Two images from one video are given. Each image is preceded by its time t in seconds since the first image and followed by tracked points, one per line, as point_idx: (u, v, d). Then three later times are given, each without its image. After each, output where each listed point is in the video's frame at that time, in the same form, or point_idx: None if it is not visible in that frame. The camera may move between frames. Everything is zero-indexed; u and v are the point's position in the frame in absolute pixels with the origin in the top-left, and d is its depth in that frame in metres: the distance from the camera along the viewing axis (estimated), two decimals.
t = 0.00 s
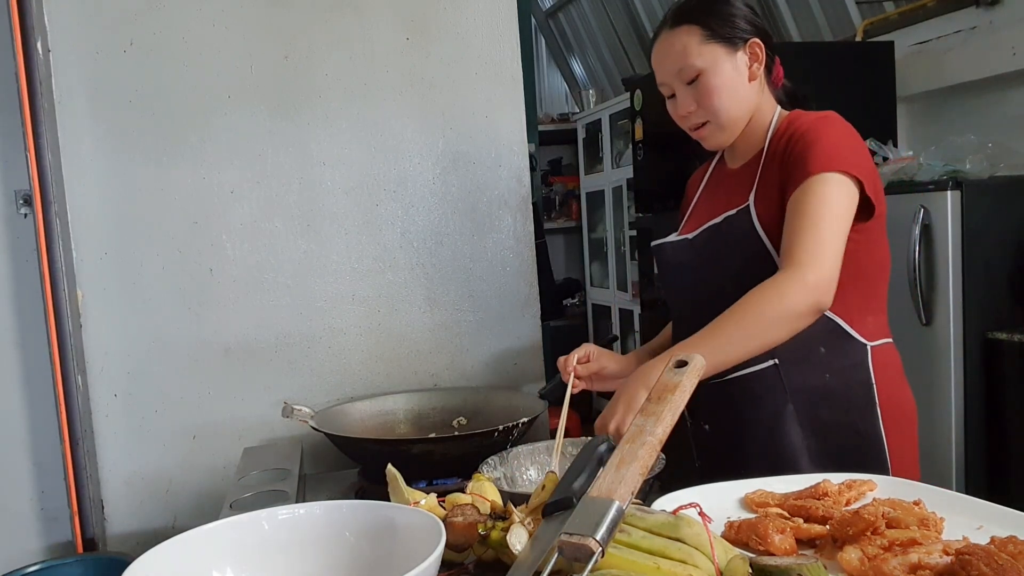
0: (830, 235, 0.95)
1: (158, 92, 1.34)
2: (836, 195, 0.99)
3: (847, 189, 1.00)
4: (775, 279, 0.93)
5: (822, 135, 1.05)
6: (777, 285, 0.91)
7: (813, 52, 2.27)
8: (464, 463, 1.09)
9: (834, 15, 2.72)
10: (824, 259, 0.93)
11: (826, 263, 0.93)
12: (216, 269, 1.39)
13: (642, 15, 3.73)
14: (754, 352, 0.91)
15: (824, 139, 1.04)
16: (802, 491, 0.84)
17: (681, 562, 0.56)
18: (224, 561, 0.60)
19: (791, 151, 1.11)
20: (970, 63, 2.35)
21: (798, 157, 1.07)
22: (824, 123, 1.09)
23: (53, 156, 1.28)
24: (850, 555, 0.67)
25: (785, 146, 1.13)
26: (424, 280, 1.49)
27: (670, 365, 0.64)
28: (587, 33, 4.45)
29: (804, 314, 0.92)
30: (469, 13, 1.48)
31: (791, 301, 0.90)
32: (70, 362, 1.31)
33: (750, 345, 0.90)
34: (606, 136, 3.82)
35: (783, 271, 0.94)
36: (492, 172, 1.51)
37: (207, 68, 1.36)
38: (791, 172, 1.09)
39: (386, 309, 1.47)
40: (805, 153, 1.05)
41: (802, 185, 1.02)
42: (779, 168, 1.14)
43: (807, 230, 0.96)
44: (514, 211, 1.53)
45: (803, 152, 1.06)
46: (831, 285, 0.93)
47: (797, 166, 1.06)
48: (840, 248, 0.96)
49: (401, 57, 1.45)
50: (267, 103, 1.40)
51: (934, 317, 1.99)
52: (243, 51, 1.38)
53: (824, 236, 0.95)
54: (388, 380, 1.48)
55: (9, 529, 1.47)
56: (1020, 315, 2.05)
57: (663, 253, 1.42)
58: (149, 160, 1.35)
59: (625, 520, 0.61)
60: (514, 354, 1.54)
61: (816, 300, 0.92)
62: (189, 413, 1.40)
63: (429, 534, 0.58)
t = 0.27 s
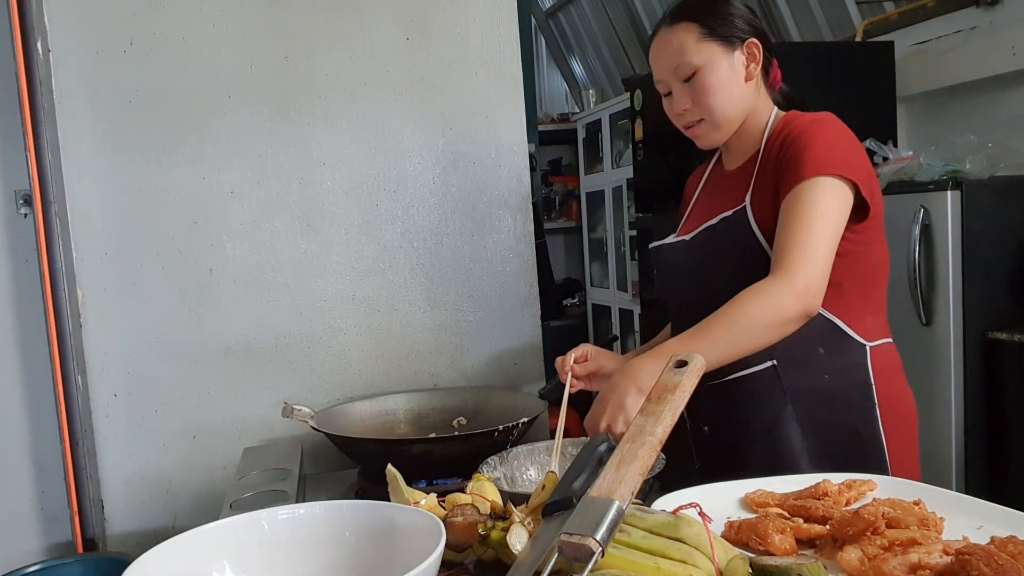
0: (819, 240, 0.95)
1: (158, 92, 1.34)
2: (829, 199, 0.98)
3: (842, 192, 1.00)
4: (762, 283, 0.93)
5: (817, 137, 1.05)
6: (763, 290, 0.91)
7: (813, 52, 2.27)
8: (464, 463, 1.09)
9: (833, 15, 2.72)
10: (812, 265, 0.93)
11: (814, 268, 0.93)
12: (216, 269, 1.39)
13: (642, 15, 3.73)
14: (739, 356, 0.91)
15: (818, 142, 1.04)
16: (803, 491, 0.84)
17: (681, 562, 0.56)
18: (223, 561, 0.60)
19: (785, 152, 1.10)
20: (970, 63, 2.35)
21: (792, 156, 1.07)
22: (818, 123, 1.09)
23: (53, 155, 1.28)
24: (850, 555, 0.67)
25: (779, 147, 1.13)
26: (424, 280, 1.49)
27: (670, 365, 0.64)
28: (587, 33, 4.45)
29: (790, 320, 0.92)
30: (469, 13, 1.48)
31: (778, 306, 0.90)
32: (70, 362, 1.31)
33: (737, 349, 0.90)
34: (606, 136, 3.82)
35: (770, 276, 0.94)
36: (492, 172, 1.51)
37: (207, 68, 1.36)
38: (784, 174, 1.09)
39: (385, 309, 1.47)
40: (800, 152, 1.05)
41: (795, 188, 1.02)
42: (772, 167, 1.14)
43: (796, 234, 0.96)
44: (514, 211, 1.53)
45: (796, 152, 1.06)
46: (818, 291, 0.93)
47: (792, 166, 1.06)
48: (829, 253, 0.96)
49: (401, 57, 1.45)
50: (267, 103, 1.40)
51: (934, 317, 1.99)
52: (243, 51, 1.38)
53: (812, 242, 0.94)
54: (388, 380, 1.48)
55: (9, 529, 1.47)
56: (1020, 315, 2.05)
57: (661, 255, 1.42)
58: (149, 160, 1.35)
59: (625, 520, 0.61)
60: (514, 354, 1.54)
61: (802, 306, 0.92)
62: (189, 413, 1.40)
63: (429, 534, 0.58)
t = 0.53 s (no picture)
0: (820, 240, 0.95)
1: (157, 92, 1.34)
2: (829, 200, 0.99)
3: (841, 193, 1.00)
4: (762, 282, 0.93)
5: (815, 138, 1.05)
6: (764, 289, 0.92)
7: (813, 53, 2.27)
8: (464, 463, 1.09)
9: (833, 15, 2.72)
10: (813, 264, 0.93)
11: (814, 268, 0.93)
12: (217, 269, 1.39)
13: (642, 15, 3.73)
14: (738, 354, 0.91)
15: (817, 142, 1.04)
16: (802, 491, 0.84)
17: (681, 562, 0.56)
18: (223, 561, 0.60)
19: (781, 152, 1.10)
20: (970, 63, 2.36)
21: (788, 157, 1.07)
22: (814, 124, 1.09)
23: (53, 155, 1.28)
24: (850, 555, 0.67)
25: (775, 148, 1.13)
26: (424, 280, 1.49)
27: (670, 365, 0.64)
28: (587, 33, 4.45)
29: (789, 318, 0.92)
30: (469, 13, 1.48)
31: (778, 305, 0.90)
32: (70, 361, 1.32)
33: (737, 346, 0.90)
34: (606, 136, 3.82)
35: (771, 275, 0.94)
36: (492, 172, 1.51)
37: (207, 68, 1.36)
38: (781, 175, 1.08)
39: (385, 309, 1.47)
40: (796, 153, 1.05)
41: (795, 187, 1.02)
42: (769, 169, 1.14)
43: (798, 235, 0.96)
44: (514, 211, 1.53)
45: (793, 152, 1.06)
46: (817, 291, 0.94)
47: (788, 167, 1.06)
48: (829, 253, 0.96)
49: (401, 57, 1.45)
50: (267, 103, 1.40)
51: (934, 317, 1.99)
52: (243, 51, 1.38)
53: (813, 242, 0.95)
54: (388, 380, 1.48)
55: (9, 529, 1.47)
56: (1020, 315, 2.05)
57: (660, 256, 1.42)
58: (149, 160, 1.35)
59: (625, 520, 0.61)
60: (514, 353, 1.54)
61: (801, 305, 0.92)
62: (189, 413, 1.40)
63: (429, 534, 0.58)
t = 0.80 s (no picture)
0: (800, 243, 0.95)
1: (157, 92, 1.34)
2: (817, 201, 0.99)
3: (834, 193, 1.01)
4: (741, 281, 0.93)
5: (813, 139, 1.05)
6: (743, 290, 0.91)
7: (813, 53, 2.27)
8: (464, 463, 1.09)
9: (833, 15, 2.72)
10: (792, 264, 0.93)
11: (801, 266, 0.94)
12: (217, 269, 1.39)
13: (642, 15, 3.73)
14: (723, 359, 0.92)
15: (815, 143, 1.04)
16: (803, 491, 0.84)
17: (681, 562, 0.56)
18: (223, 561, 0.60)
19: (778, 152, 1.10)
20: (970, 63, 2.36)
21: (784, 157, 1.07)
22: (810, 125, 1.09)
23: (54, 155, 1.28)
24: (850, 555, 0.67)
25: (773, 148, 1.13)
26: (424, 280, 1.49)
27: (670, 365, 0.64)
28: (587, 33, 4.45)
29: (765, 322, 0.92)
30: (469, 13, 1.48)
31: (754, 308, 0.90)
32: (70, 361, 1.32)
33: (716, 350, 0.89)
34: (606, 136, 3.82)
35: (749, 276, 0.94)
36: (492, 172, 1.51)
37: (207, 68, 1.36)
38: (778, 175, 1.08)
39: (385, 309, 1.47)
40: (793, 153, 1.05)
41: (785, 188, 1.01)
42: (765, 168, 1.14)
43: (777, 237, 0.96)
44: (514, 211, 1.53)
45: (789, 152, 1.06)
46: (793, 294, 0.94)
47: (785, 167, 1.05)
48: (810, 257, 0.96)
49: (401, 57, 1.45)
50: (267, 103, 1.40)
51: (934, 317, 1.99)
52: (243, 51, 1.38)
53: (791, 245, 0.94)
54: (388, 380, 1.48)
55: (9, 529, 1.47)
56: (1020, 315, 2.05)
57: (660, 257, 1.42)
58: (150, 160, 1.35)
59: (625, 520, 0.61)
60: (514, 353, 1.54)
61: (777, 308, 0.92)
62: (189, 413, 1.40)
63: (429, 534, 0.59)
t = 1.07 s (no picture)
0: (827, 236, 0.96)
1: (158, 92, 1.34)
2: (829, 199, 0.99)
3: (841, 191, 1.01)
4: (772, 285, 0.94)
5: (814, 140, 1.05)
6: (775, 290, 0.92)
7: (813, 53, 2.27)
8: (464, 463, 1.09)
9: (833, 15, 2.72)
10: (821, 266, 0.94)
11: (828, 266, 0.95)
12: (217, 269, 1.39)
13: (642, 15, 3.73)
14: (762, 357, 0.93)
15: (815, 143, 1.04)
16: (802, 491, 0.84)
17: (681, 562, 0.56)
18: (224, 561, 0.60)
19: (779, 154, 1.10)
20: (969, 64, 2.36)
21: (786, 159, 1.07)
22: (811, 125, 1.09)
23: (54, 154, 1.28)
24: (850, 555, 0.67)
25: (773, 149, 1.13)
26: (424, 280, 1.49)
27: (670, 365, 0.64)
28: (587, 33, 4.45)
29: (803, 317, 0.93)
30: (469, 13, 1.48)
31: (791, 304, 0.91)
32: (71, 361, 1.32)
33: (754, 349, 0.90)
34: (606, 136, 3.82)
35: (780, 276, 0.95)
36: (492, 172, 1.52)
37: (207, 68, 1.36)
38: (779, 177, 1.08)
39: (385, 309, 1.47)
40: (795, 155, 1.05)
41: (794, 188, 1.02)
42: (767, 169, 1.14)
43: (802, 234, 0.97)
44: (514, 211, 1.53)
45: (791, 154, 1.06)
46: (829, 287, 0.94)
47: (787, 169, 1.05)
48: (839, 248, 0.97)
49: (401, 57, 1.45)
50: (267, 103, 1.40)
51: (933, 317, 2.00)
52: (243, 51, 1.38)
53: (819, 239, 0.95)
54: (388, 380, 1.48)
55: (9, 529, 1.47)
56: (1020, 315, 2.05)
57: (660, 257, 1.42)
58: (150, 160, 1.35)
59: (624, 519, 0.61)
60: (513, 353, 1.54)
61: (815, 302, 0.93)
62: (189, 413, 1.40)
63: (429, 534, 0.59)
